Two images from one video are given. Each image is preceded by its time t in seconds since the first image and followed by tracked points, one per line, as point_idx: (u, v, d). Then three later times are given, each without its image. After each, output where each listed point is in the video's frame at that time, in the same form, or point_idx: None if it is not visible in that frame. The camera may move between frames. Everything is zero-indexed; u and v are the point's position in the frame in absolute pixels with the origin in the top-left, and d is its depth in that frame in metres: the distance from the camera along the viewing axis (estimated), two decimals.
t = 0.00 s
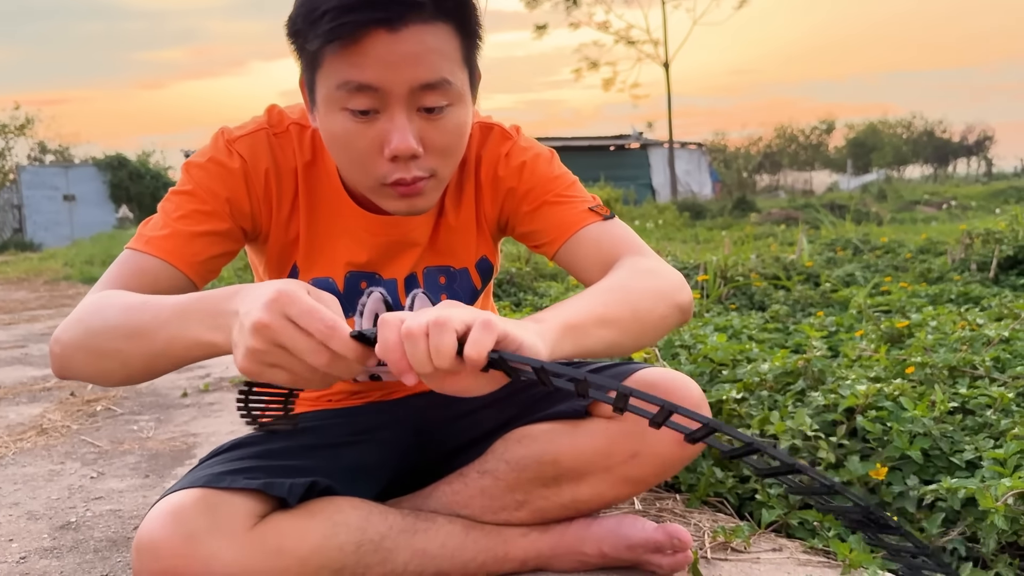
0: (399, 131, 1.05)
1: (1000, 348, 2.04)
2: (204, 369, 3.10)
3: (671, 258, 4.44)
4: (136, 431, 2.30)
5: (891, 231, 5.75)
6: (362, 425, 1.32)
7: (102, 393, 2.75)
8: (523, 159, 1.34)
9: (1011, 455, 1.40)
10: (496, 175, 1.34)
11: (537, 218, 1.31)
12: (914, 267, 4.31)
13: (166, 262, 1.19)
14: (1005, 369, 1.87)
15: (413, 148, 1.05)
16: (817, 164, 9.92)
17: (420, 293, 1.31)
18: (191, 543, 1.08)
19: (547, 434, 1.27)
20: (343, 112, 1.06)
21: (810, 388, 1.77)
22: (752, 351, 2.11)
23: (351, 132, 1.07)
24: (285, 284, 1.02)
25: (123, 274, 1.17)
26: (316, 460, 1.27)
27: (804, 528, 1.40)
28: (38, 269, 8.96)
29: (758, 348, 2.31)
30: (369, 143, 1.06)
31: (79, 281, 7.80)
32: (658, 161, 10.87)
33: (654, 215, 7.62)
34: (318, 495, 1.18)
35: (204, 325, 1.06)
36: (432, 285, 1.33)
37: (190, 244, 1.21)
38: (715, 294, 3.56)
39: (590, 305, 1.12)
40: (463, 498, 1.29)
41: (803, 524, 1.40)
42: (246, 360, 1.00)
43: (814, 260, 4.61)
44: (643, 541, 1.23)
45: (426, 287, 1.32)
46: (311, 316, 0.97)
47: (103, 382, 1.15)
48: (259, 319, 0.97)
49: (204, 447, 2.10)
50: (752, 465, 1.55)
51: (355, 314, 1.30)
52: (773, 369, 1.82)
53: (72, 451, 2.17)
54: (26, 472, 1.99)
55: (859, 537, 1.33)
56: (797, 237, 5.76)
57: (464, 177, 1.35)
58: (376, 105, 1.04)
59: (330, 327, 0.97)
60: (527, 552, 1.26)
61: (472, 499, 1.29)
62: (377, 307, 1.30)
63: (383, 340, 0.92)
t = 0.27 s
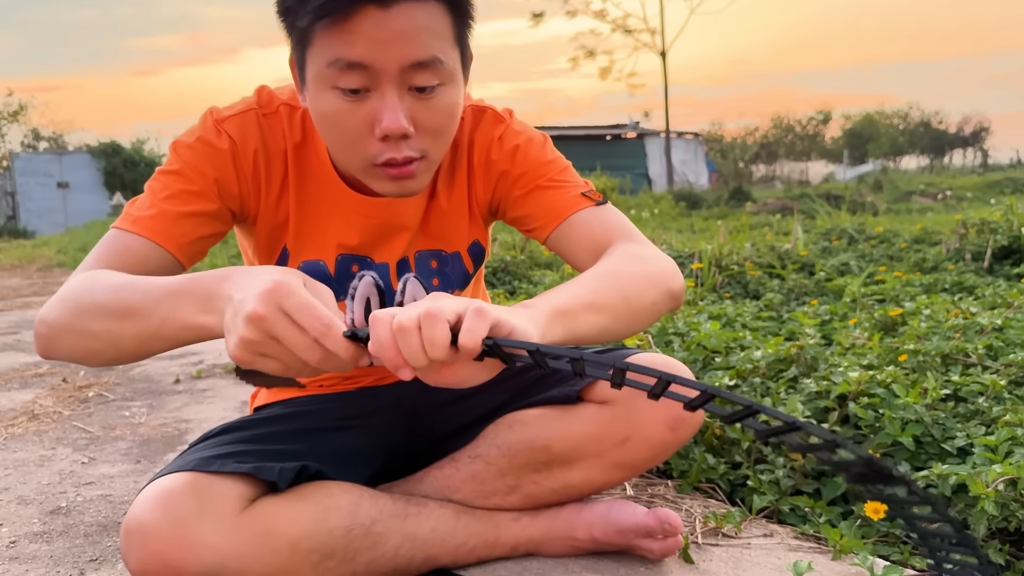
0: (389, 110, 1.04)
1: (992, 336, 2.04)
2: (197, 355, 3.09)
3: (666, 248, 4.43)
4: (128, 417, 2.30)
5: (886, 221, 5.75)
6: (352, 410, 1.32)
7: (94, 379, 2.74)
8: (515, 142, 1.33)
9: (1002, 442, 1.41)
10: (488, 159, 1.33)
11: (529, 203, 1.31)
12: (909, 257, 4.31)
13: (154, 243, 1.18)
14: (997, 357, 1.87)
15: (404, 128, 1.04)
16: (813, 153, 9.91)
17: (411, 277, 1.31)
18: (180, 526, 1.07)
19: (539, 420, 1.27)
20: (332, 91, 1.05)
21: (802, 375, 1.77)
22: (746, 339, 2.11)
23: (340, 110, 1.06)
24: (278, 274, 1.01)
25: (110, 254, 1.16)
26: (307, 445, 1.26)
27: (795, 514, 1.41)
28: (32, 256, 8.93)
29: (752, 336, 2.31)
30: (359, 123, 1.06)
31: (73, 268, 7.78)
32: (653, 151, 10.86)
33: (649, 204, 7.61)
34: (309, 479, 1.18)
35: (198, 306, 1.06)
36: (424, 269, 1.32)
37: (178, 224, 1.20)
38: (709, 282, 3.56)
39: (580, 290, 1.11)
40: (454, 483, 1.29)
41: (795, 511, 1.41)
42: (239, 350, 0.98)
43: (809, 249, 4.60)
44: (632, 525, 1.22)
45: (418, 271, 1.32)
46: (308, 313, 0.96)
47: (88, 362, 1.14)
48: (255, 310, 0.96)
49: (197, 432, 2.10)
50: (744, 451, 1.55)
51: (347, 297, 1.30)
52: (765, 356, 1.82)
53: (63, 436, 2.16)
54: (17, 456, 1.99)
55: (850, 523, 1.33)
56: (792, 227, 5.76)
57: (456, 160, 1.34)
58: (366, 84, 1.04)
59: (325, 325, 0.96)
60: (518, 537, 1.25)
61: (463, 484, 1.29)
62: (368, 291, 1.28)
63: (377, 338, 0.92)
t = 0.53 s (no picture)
0: (380, 72, 1.02)
1: (984, 306, 2.05)
2: (188, 323, 3.08)
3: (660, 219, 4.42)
4: (119, 383, 2.29)
5: (879, 194, 5.74)
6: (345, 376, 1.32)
7: (85, 346, 2.74)
8: (510, 111, 1.32)
9: (991, 410, 1.41)
10: (482, 127, 1.32)
11: (525, 174, 1.30)
12: (902, 229, 4.31)
13: (143, 204, 1.17)
14: (988, 327, 1.88)
15: (395, 91, 1.03)
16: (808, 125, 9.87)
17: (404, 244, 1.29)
18: (171, 490, 1.08)
19: (530, 385, 1.27)
20: (323, 52, 1.04)
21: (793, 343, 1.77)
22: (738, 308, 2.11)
23: (331, 72, 1.04)
24: (269, 252, 0.97)
25: (100, 215, 1.15)
26: (295, 411, 1.28)
27: (784, 481, 1.41)
28: (23, 223, 8.87)
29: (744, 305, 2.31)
30: (349, 86, 1.04)
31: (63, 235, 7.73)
32: (648, 121, 10.81)
33: (643, 175, 7.59)
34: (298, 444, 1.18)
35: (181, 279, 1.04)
36: (416, 236, 1.31)
37: (167, 185, 1.19)
38: (702, 253, 3.55)
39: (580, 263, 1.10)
40: (444, 449, 1.29)
41: (784, 477, 1.41)
42: (228, 335, 0.97)
43: (803, 220, 4.60)
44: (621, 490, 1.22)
45: (410, 237, 1.30)
46: (294, 294, 0.92)
47: (76, 324, 1.14)
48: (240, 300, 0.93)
49: (188, 399, 2.10)
50: (734, 419, 1.55)
51: (337, 263, 1.28)
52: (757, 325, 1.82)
53: (54, 402, 2.16)
54: (7, 422, 1.98)
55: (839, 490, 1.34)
56: (786, 198, 5.75)
57: (450, 126, 1.33)
58: (356, 45, 1.02)
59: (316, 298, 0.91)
60: (508, 502, 1.26)
61: (454, 450, 1.29)
62: (359, 258, 1.26)
63: (380, 284, 0.90)
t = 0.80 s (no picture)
0: (404, 34, 1.02)
1: (975, 268, 2.05)
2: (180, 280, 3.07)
3: (654, 179, 4.40)
4: (111, 340, 2.29)
5: (875, 155, 5.72)
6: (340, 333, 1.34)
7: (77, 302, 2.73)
8: (512, 75, 1.30)
9: (979, 371, 1.42)
10: (484, 91, 1.31)
11: (529, 142, 1.29)
12: (897, 190, 4.30)
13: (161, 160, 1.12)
14: (978, 288, 1.88)
15: (420, 52, 1.02)
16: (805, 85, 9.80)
17: (407, 206, 1.34)
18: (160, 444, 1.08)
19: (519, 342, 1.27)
20: (344, 12, 1.02)
21: (784, 304, 1.78)
22: (730, 269, 2.11)
23: (351, 33, 1.03)
24: (241, 269, 0.77)
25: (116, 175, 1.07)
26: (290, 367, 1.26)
27: (771, 439, 1.43)
28: (13, 179, 8.80)
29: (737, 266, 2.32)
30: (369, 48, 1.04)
31: (54, 191, 7.68)
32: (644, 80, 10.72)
33: (638, 135, 7.54)
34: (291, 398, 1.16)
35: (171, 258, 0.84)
36: (419, 197, 1.34)
37: (183, 141, 1.15)
38: (696, 213, 3.55)
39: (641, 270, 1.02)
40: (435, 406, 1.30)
41: (771, 436, 1.43)
42: (183, 367, 0.75)
43: (797, 182, 4.59)
44: (611, 449, 1.24)
45: (413, 200, 1.34)
46: (278, 321, 0.74)
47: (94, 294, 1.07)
48: (201, 326, 0.73)
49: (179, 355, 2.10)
50: (723, 378, 1.56)
51: (341, 228, 1.33)
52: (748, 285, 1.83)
53: (46, 357, 2.16)
54: None
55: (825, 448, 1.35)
56: (781, 159, 5.73)
57: (451, 89, 1.32)
58: (383, 5, 1.00)
59: (295, 343, 0.74)
60: (498, 459, 1.27)
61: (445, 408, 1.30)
62: (363, 221, 1.33)
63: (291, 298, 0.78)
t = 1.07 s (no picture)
0: (483, 20, 0.92)
1: (970, 207, 2.04)
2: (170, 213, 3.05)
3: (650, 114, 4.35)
4: (102, 272, 2.28)
5: (873, 92, 5.66)
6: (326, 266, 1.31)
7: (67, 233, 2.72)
8: (567, 47, 1.21)
9: (968, 310, 1.42)
10: (538, 65, 1.21)
11: (590, 121, 1.22)
12: (895, 128, 4.26)
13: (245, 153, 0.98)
14: (972, 227, 1.88)
15: (496, 39, 0.93)
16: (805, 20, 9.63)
17: (438, 175, 1.26)
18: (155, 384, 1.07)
19: (511, 285, 1.30)
20: None
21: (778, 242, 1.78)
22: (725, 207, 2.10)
23: (426, 21, 0.92)
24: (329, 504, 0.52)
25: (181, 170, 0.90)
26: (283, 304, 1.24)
27: (760, 376, 1.43)
28: None
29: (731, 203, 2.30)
30: (444, 33, 0.92)
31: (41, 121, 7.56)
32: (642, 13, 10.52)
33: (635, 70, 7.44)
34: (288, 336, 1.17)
35: (267, 306, 0.69)
36: (447, 164, 1.27)
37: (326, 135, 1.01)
38: (691, 150, 3.52)
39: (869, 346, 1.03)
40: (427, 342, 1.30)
41: (760, 372, 1.43)
42: None
43: (794, 118, 4.54)
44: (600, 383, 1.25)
45: (443, 167, 1.26)
46: None
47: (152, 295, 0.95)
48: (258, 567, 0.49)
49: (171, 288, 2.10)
50: (715, 315, 1.56)
51: (369, 198, 1.22)
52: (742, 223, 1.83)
53: (37, 289, 2.15)
54: None
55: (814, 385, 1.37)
56: (778, 96, 5.66)
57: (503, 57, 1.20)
58: None
59: None
60: (490, 393, 1.27)
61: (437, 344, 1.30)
62: (392, 191, 1.23)
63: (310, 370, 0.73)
